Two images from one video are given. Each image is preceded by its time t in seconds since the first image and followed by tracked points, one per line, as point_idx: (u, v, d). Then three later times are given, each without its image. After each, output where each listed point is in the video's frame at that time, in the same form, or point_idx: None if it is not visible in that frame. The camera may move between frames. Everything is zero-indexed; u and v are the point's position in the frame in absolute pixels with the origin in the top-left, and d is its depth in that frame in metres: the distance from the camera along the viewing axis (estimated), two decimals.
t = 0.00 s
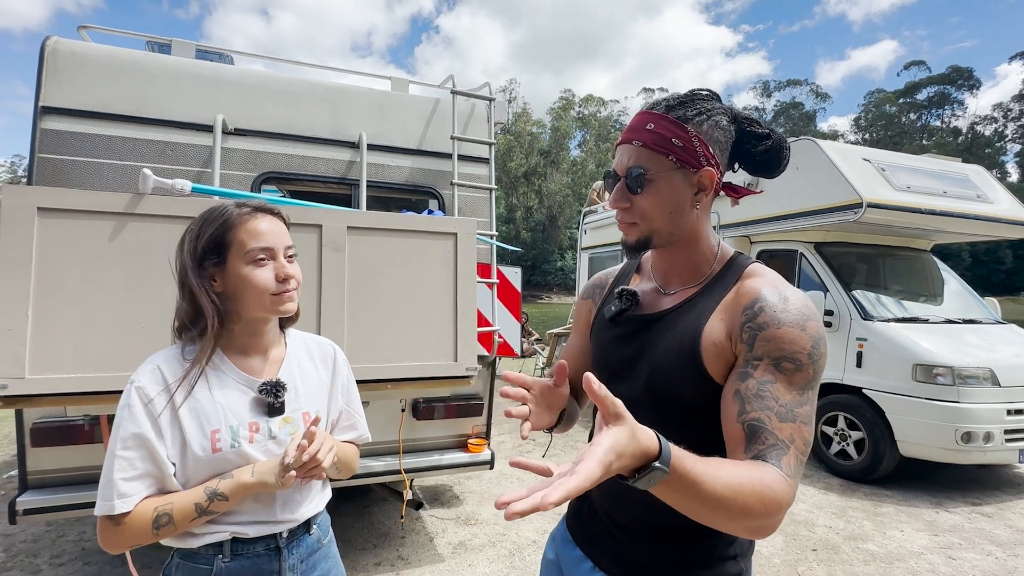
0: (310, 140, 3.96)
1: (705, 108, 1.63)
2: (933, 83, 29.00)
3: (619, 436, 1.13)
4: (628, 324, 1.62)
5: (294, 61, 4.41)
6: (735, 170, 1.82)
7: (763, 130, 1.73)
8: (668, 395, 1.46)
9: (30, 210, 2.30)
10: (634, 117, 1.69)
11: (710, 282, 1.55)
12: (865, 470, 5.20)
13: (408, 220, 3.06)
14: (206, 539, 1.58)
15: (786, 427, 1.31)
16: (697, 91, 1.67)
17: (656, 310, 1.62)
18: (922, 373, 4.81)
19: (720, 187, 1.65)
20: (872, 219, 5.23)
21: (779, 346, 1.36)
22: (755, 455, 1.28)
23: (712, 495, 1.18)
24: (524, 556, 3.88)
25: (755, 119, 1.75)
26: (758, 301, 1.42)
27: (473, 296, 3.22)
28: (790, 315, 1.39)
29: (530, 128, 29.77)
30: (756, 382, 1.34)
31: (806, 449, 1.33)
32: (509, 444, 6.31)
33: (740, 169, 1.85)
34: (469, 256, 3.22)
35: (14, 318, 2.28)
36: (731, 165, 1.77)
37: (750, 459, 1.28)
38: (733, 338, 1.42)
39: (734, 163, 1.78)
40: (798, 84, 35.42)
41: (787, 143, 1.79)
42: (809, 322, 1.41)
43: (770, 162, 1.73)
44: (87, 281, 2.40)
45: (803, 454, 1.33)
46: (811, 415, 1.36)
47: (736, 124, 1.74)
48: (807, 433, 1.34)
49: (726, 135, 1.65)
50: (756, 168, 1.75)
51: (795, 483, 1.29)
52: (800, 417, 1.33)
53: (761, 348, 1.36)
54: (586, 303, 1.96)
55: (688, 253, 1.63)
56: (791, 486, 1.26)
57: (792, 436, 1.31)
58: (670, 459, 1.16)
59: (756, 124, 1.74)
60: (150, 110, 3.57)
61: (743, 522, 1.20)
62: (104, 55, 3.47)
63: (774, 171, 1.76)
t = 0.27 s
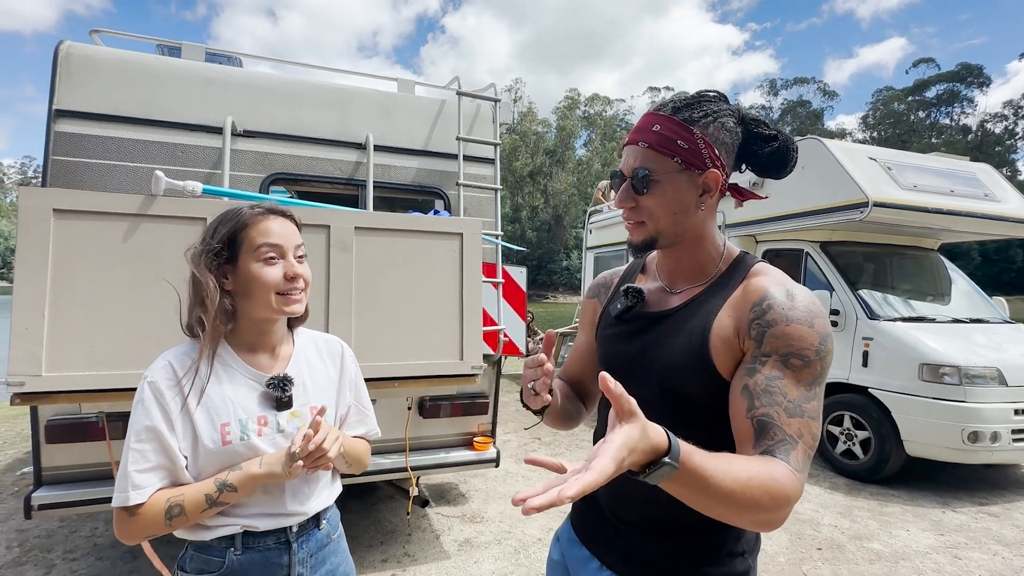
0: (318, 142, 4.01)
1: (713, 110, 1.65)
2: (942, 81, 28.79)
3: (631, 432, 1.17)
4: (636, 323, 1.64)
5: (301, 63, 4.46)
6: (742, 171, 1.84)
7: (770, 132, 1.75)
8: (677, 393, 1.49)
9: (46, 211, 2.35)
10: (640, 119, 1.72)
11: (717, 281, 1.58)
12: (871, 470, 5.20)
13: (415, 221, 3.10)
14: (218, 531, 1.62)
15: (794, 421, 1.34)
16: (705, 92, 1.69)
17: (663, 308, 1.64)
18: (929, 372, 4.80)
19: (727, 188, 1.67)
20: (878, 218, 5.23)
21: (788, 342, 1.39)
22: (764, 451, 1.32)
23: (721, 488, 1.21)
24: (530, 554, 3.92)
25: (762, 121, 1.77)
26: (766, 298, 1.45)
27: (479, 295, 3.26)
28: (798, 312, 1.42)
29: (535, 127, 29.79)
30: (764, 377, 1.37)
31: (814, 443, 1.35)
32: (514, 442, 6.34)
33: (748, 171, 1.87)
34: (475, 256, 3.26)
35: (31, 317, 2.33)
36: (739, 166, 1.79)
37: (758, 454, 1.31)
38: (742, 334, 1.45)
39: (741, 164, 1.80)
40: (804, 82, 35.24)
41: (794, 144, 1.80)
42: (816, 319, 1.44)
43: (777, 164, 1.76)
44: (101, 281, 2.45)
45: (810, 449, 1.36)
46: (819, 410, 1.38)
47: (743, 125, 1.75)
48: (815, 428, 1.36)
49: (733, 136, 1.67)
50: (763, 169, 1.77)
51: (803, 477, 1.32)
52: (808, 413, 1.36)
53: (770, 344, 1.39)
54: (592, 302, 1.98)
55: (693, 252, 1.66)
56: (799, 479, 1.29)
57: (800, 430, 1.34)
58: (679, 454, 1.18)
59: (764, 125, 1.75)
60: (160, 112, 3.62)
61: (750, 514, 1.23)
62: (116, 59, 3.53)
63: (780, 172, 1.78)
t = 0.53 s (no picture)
0: (326, 141, 4.04)
1: (721, 109, 1.66)
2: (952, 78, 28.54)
3: (590, 410, 1.25)
4: (649, 318, 1.65)
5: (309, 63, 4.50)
6: (750, 170, 1.85)
7: (778, 130, 1.76)
8: (690, 389, 1.50)
9: (62, 211, 2.39)
10: (650, 117, 1.74)
11: (729, 277, 1.59)
12: (879, 469, 5.18)
13: (423, 219, 3.12)
14: (230, 523, 1.65)
15: (797, 415, 1.36)
16: (713, 91, 1.71)
17: (675, 305, 1.65)
18: (937, 371, 4.79)
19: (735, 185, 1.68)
20: (886, 216, 5.21)
21: (797, 337, 1.40)
22: (766, 442, 1.34)
23: (699, 472, 1.24)
24: (536, 551, 3.94)
25: (770, 120, 1.78)
26: (776, 293, 1.46)
27: (486, 294, 3.28)
28: (808, 307, 1.44)
29: (542, 127, 29.75)
30: (771, 371, 1.39)
31: (818, 439, 1.37)
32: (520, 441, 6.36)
33: (756, 170, 1.88)
34: (482, 254, 3.28)
35: (48, 314, 2.37)
36: (747, 165, 1.81)
37: (757, 444, 1.33)
38: (751, 328, 1.47)
39: (749, 163, 1.81)
40: (813, 79, 35.03)
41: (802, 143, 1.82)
42: (826, 314, 1.45)
43: (784, 162, 1.77)
44: (116, 279, 2.49)
45: (813, 445, 1.37)
46: (825, 405, 1.39)
47: (751, 124, 1.77)
48: (821, 423, 1.38)
49: (740, 134, 1.69)
50: (771, 167, 1.78)
51: (804, 470, 1.34)
52: (814, 407, 1.37)
53: (779, 338, 1.41)
54: (596, 294, 1.97)
55: (702, 249, 1.67)
56: (799, 472, 1.32)
57: (803, 424, 1.36)
58: (651, 433, 1.23)
59: (772, 124, 1.77)
60: (172, 113, 3.66)
61: (749, 501, 1.26)
62: (128, 60, 3.58)
63: (788, 170, 1.79)
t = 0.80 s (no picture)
0: (336, 138, 4.06)
1: (732, 104, 1.66)
2: (964, 74, 28.23)
3: (622, 411, 1.26)
4: (662, 313, 1.65)
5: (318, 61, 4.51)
6: (761, 165, 1.85)
7: (790, 125, 1.76)
8: (706, 384, 1.50)
9: (77, 206, 2.42)
10: (661, 113, 1.74)
11: (742, 272, 1.59)
12: (888, 468, 5.16)
13: (432, 216, 3.13)
14: (240, 514, 1.67)
15: (819, 408, 1.36)
16: (724, 86, 1.71)
17: (688, 299, 1.64)
18: (948, 370, 4.75)
19: (745, 180, 1.68)
20: (897, 213, 5.17)
21: (815, 331, 1.41)
22: (789, 436, 1.34)
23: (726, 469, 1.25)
24: (544, 547, 3.95)
25: (781, 115, 1.78)
26: (792, 288, 1.47)
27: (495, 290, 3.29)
28: (823, 301, 1.44)
29: (549, 124, 29.69)
30: (791, 365, 1.39)
31: (839, 430, 1.38)
32: (528, 437, 6.38)
33: (767, 165, 1.88)
34: (491, 251, 3.29)
35: (63, 309, 2.40)
36: (758, 159, 1.80)
37: (780, 438, 1.34)
38: (769, 323, 1.47)
39: (760, 158, 1.81)
40: (822, 76, 34.74)
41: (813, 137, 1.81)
42: (841, 307, 1.45)
43: (795, 157, 1.77)
44: (129, 274, 2.52)
45: (835, 436, 1.38)
46: (845, 397, 1.40)
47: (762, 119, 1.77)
48: (841, 415, 1.38)
49: (752, 129, 1.68)
50: (783, 162, 1.78)
51: (827, 463, 1.34)
52: (834, 399, 1.38)
53: (796, 333, 1.41)
54: (606, 290, 1.97)
55: (712, 243, 1.67)
56: (822, 465, 1.32)
57: (825, 417, 1.36)
58: (681, 433, 1.24)
59: (783, 119, 1.77)
60: (183, 110, 3.70)
61: (775, 494, 1.27)
62: (141, 58, 3.62)
63: (799, 165, 1.79)
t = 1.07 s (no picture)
0: (345, 136, 4.09)
1: (743, 101, 1.67)
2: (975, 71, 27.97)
3: (630, 407, 1.27)
4: (670, 310, 1.66)
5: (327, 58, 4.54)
6: (772, 161, 1.85)
7: (801, 121, 1.76)
8: (717, 379, 1.51)
9: (92, 202, 2.45)
10: (671, 111, 1.75)
11: (751, 268, 1.60)
12: (896, 466, 5.14)
13: (441, 212, 3.15)
14: (249, 505, 1.70)
15: (828, 404, 1.37)
16: (735, 84, 1.71)
17: (697, 295, 1.65)
18: (957, 368, 4.73)
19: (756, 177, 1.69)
20: (907, 210, 5.14)
21: (824, 328, 1.41)
22: (798, 433, 1.35)
23: (732, 463, 1.26)
24: (550, 543, 3.97)
25: (792, 111, 1.78)
26: (801, 284, 1.47)
27: (503, 286, 3.31)
28: (833, 298, 1.44)
29: (556, 122, 29.64)
30: (800, 362, 1.40)
31: (848, 427, 1.38)
32: (534, 434, 6.40)
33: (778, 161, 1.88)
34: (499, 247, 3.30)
35: (79, 303, 2.44)
36: (769, 155, 1.81)
37: (789, 435, 1.35)
38: (778, 319, 1.48)
39: (771, 154, 1.81)
40: (831, 73, 34.51)
41: (824, 133, 1.81)
42: (850, 305, 1.46)
43: (806, 153, 1.76)
44: (143, 269, 2.56)
45: (843, 433, 1.38)
46: (854, 394, 1.40)
47: (773, 115, 1.77)
48: (849, 412, 1.39)
49: (762, 125, 1.69)
50: (793, 158, 1.78)
51: (836, 460, 1.35)
52: (843, 396, 1.38)
53: (806, 330, 1.42)
54: (616, 285, 1.98)
55: (720, 239, 1.68)
56: (831, 462, 1.33)
57: (834, 414, 1.37)
58: (688, 429, 1.25)
59: (794, 115, 1.77)
60: (194, 107, 3.73)
61: (783, 490, 1.27)
62: (153, 56, 3.66)
63: (811, 161, 1.78)
